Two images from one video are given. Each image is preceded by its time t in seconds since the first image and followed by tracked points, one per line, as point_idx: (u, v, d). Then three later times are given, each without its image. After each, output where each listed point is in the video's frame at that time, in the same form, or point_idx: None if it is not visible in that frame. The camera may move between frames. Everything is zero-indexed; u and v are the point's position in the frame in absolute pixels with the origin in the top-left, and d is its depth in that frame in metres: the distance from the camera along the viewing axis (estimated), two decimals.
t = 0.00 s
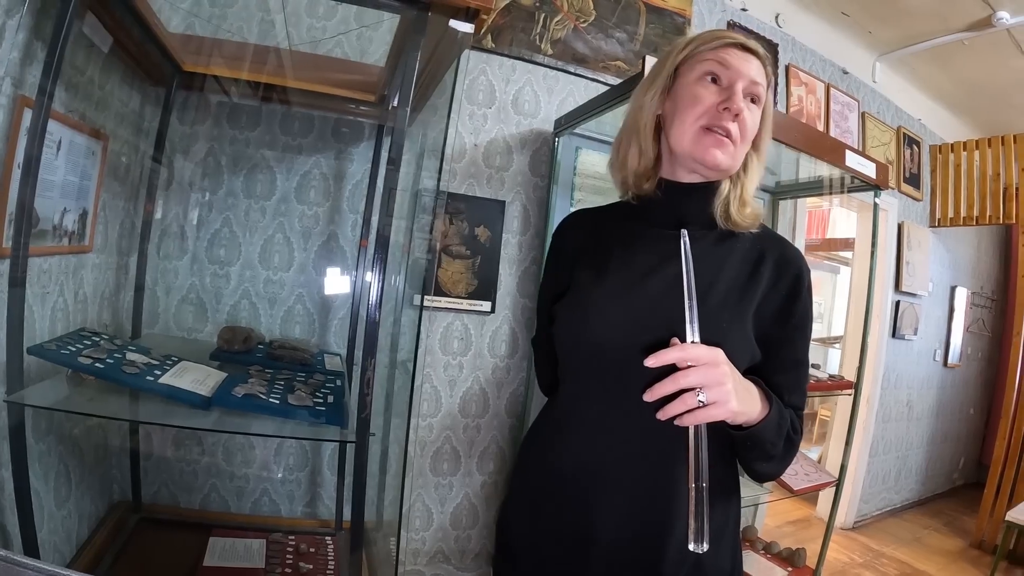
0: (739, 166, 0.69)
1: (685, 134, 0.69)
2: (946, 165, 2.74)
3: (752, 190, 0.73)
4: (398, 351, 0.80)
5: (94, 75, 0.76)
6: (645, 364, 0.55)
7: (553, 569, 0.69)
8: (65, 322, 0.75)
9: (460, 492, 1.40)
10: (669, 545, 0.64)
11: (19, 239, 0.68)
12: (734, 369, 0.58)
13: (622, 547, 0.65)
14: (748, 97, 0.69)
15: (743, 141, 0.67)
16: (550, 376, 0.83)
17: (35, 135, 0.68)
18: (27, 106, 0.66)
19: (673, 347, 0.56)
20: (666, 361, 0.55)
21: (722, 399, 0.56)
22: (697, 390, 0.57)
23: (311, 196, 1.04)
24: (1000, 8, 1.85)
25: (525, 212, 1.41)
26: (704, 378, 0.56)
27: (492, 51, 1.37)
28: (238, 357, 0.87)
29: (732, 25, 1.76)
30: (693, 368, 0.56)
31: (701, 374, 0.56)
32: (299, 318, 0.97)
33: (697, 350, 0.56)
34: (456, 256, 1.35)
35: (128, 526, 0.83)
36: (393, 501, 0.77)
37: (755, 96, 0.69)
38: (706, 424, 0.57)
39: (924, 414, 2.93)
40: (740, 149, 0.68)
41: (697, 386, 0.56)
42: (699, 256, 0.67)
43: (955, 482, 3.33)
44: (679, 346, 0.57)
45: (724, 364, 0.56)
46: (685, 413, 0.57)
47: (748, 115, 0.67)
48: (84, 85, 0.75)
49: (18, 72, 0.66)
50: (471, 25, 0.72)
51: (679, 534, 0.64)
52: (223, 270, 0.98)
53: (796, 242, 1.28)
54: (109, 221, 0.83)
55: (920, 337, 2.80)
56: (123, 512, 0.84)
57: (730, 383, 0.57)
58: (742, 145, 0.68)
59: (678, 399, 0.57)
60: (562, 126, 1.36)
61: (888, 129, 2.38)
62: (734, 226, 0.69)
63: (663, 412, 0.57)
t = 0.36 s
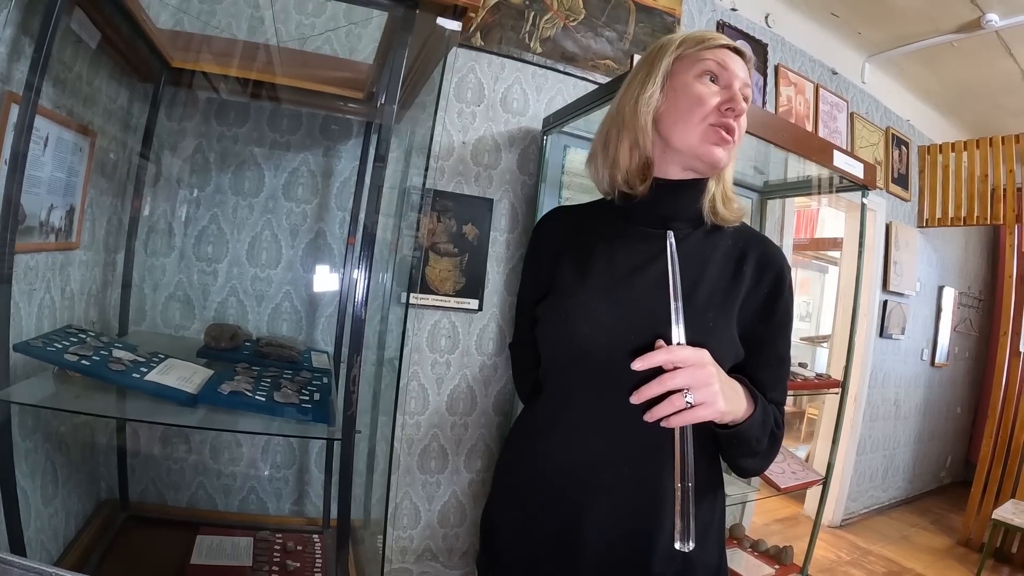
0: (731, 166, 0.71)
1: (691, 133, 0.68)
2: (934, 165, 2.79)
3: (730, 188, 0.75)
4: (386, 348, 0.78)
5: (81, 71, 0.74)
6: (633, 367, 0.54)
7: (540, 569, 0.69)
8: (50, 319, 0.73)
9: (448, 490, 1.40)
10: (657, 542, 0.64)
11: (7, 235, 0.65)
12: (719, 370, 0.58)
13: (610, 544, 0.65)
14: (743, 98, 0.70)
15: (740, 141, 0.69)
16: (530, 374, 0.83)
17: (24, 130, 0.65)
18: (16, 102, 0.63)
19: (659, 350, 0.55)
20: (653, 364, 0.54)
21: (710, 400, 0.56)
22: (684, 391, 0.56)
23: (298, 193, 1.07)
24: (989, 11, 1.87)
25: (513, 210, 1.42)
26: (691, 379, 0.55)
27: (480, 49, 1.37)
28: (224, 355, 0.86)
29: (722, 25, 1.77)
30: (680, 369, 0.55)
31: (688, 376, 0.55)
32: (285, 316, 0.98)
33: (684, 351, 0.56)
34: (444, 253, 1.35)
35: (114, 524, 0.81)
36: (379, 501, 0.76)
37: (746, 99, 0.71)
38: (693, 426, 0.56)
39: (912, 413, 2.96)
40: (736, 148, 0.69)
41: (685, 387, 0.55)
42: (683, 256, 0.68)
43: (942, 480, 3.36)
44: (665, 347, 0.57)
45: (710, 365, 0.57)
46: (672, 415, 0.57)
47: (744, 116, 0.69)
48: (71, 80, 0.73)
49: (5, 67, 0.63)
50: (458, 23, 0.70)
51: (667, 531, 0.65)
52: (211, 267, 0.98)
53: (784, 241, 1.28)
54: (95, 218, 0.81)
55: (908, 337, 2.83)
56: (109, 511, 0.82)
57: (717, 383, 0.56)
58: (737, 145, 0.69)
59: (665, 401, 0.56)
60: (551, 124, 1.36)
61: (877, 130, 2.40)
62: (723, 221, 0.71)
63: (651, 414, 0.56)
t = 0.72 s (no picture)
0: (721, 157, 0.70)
1: (681, 122, 0.67)
2: (924, 166, 2.83)
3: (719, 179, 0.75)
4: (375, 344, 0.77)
5: (66, 61, 0.72)
6: (621, 358, 0.54)
7: (527, 569, 0.68)
8: (32, 312, 0.71)
9: (435, 488, 1.39)
10: (649, 542, 0.63)
11: None
12: (713, 363, 0.58)
13: (601, 544, 0.64)
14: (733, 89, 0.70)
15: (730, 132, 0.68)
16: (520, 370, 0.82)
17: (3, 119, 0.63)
18: None
19: (651, 341, 0.55)
20: (643, 355, 0.55)
21: (701, 393, 0.56)
22: (676, 383, 0.57)
23: (285, 186, 1.02)
24: (980, 13, 1.89)
25: (502, 206, 1.41)
26: (682, 372, 0.55)
27: (471, 42, 1.37)
28: (208, 351, 0.83)
29: (715, 24, 1.77)
30: (671, 361, 0.55)
31: (679, 367, 0.55)
32: (271, 310, 0.96)
33: (676, 343, 0.56)
34: (433, 248, 1.34)
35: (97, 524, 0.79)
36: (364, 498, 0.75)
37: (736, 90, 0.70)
38: (684, 418, 0.57)
39: (901, 412, 2.98)
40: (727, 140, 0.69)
41: (676, 379, 0.56)
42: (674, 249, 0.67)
43: (930, 479, 3.39)
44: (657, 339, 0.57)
45: (702, 357, 0.57)
46: (663, 407, 0.57)
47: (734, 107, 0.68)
48: (55, 69, 0.71)
49: None
50: (449, 12, 0.70)
51: (660, 531, 0.64)
52: (197, 259, 0.95)
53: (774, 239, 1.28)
54: (79, 210, 0.79)
55: (897, 336, 2.85)
56: (93, 508, 0.80)
57: (709, 376, 0.56)
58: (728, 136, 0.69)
59: (656, 393, 0.56)
60: (542, 119, 1.36)
61: (867, 130, 2.41)
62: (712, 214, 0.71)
63: (642, 407, 0.56)
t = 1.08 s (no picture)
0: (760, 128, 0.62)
1: (721, 86, 0.58)
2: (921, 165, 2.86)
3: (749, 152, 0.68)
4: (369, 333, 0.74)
5: (52, 28, 0.67)
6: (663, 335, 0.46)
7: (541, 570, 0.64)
8: (8, 293, 0.64)
9: (431, 485, 1.36)
10: (690, 549, 0.54)
11: None
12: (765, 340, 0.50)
13: (634, 553, 0.55)
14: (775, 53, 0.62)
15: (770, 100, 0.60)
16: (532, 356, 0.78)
17: None
18: None
19: (696, 316, 0.47)
20: (689, 332, 0.46)
21: (754, 375, 0.47)
22: (724, 363, 0.48)
23: (280, 168, 0.99)
24: (984, 12, 1.91)
25: (504, 192, 1.38)
26: (733, 351, 0.47)
27: (475, 24, 1.34)
28: (194, 339, 0.77)
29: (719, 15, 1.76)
30: (720, 339, 0.47)
31: (729, 345, 0.47)
32: (262, 299, 0.92)
33: (727, 318, 0.47)
34: (432, 235, 1.31)
35: (75, 523, 0.75)
36: (365, 493, 0.70)
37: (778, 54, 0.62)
38: (732, 403, 0.48)
39: (895, 412, 3.00)
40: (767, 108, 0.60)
41: (723, 359, 0.47)
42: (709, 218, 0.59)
43: (922, 478, 3.42)
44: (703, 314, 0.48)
45: (753, 333, 0.48)
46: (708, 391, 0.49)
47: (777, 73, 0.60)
48: (40, 37, 0.65)
49: None
50: None
51: (699, 533, 0.55)
52: (184, 245, 0.93)
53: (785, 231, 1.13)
54: (61, 190, 0.74)
55: (893, 335, 2.87)
56: (73, 506, 0.76)
57: (761, 355, 0.48)
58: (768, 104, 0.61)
59: (701, 375, 0.48)
60: (545, 104, 1.34)
61: (867, 128, 2.42)
62: (750, 185, 0.63)
63: (684, 391, 0.49)
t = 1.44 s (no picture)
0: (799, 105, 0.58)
1: (758, 59, 0.54)
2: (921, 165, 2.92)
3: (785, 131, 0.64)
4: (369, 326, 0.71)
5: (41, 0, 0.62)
6: (711, 322, 0.45)
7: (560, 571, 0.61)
8: None
9: (430, 484, 1.34)
10: (733, 547, 0.51)
11: None
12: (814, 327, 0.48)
13: (671, 554, 0.52)
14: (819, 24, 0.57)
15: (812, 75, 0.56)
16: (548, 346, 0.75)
17: None
18: None
19: (745, 302, 0.45)
20: (737, 318, 0.45)
21: (806, 364, 0.46)
22: (774, 351, 0.47)
23: (276, 153, 0.98)
24: (987, 11, 1.92)
25: (507, 183, 1.37)
26: (784, 339, 0.45)
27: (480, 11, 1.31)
28: (187, 330, 0.73)
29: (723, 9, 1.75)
30: (770, 326, 0.45)
31: (780, 333, 0.45)
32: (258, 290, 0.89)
33: (776, 304, 0.46)
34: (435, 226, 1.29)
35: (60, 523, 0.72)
36: (363, 491, 0.67)
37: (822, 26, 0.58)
38: (784, 393, 0.47)
39: (892, 411, 3.02)
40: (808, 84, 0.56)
41: (773, 347, 0.46)
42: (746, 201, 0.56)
43: (917, 478, 3.44)
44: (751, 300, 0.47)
45: (804, 320, 0.46)
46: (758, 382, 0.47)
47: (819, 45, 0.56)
48: (31, 8, 0.60)
49: None
50: None
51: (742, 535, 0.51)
52: (175, 233, 0.90)
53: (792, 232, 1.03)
54: (48, 173, 0.70)
55: (892, 334, 2.88)
56: (59, 504, 0.72)
57: (813, 342, 0.46)
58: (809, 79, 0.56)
59: (751, 365, 0.47)
60: (550, 93, 1.32)
61: (869, 126, 2.43)
62: (786, 164, 0.61)
63: (734, 382, 0.47)
